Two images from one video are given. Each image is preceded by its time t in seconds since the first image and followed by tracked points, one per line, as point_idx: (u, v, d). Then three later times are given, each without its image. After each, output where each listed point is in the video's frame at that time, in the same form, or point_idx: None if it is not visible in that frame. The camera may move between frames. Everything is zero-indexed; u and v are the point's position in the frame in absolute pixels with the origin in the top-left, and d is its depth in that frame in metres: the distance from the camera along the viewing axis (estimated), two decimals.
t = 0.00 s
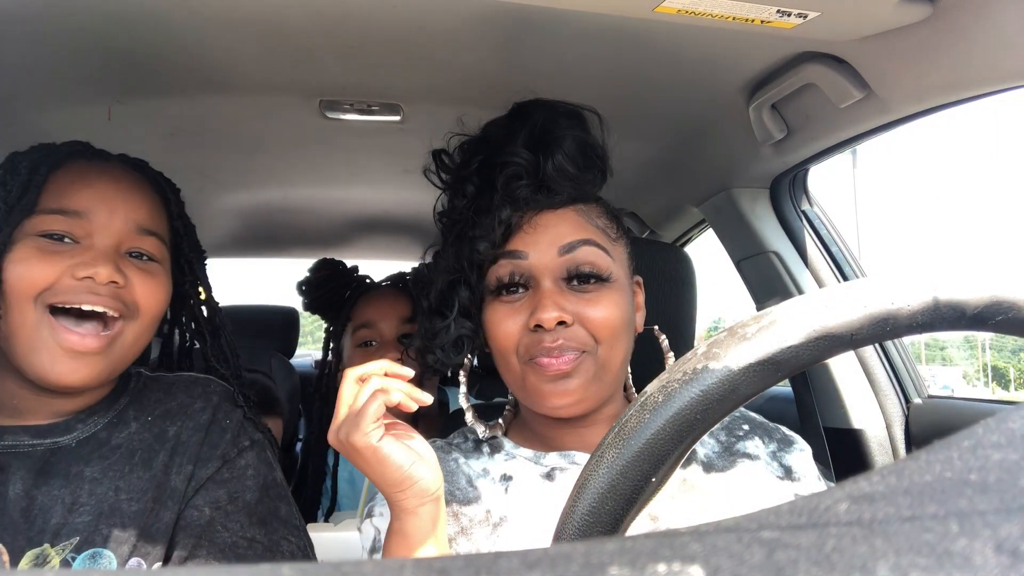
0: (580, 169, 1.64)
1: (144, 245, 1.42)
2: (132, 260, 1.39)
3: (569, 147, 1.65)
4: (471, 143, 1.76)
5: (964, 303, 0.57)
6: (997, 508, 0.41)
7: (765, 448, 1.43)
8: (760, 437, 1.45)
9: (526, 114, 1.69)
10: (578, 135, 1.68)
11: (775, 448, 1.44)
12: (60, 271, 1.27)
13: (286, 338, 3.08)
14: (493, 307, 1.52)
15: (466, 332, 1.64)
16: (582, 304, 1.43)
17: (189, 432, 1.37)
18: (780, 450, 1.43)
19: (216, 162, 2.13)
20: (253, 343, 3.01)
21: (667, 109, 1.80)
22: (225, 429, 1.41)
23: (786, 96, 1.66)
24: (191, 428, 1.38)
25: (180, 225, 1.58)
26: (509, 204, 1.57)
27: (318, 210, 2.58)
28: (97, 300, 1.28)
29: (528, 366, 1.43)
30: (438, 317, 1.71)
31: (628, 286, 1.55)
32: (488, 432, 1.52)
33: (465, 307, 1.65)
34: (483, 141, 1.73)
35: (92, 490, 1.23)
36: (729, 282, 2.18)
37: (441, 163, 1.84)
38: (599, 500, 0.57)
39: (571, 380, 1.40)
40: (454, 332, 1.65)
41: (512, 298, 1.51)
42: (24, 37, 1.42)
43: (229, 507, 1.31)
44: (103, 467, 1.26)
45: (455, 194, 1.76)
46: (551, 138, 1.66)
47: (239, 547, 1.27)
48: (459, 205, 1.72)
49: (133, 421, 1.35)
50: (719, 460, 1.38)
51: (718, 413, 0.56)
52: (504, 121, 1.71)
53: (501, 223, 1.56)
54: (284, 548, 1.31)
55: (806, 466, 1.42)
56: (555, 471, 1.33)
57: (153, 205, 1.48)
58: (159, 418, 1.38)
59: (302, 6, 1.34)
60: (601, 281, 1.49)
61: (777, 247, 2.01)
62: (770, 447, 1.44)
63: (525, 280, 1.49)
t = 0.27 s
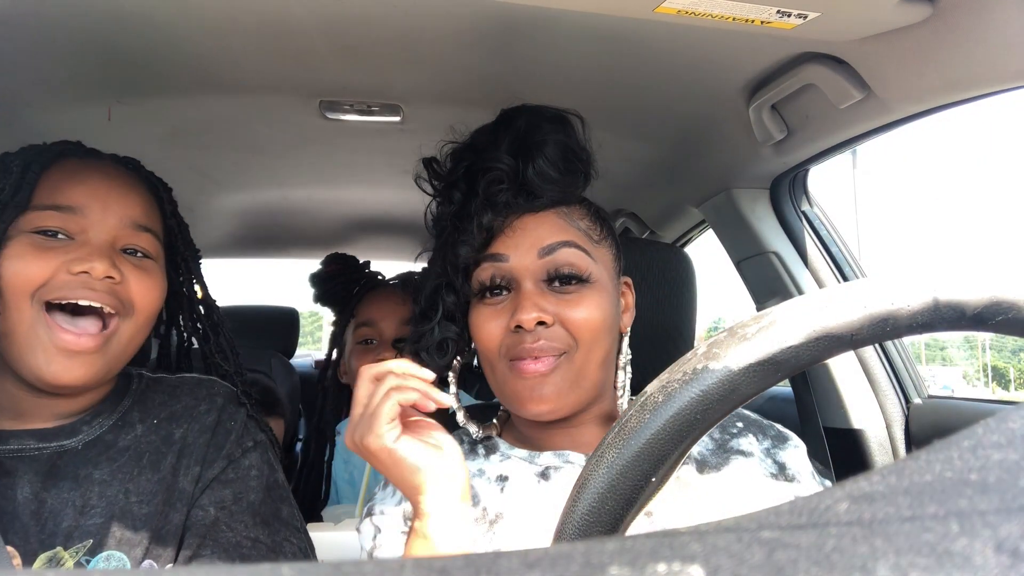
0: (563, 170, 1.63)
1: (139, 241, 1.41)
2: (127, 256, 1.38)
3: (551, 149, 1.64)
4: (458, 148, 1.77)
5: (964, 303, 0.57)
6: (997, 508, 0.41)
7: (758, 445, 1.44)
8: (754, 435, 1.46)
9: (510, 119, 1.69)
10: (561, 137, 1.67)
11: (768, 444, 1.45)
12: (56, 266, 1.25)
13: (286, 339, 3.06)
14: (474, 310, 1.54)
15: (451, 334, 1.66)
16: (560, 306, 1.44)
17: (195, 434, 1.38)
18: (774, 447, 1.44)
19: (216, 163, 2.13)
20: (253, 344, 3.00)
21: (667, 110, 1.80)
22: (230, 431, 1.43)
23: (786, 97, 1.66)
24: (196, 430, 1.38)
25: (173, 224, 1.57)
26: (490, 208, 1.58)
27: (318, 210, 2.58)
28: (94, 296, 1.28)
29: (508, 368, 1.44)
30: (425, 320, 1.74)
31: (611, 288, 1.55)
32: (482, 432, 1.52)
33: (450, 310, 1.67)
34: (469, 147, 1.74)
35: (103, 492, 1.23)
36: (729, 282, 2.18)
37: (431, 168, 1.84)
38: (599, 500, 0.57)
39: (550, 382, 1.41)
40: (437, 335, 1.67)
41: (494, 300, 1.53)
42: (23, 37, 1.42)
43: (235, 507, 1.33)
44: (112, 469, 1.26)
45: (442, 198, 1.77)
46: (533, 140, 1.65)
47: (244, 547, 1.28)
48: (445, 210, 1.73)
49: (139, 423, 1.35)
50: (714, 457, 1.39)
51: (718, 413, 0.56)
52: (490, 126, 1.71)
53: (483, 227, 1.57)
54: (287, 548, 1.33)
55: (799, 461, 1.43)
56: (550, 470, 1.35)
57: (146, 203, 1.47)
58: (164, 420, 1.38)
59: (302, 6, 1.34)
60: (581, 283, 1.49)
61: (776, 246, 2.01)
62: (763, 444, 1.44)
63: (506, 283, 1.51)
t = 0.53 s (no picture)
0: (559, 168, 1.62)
1: (121, 239, 1.40)
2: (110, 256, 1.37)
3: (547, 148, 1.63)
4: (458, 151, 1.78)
5: (964, 303, 0.57)
6: (997, 508, 0.41)
7: (764, 449, 1.46)
8: (759, 438, 1.48)
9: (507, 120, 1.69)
10: (557, 136, 1.66)
11: (773, 448, 1.46)
12: (35, 269, 1.24)
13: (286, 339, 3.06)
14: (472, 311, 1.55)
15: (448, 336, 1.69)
16: (556, 304, 1.44)
17: (184, 436, 1.38)
18: (778, 451, 1.46)
19: (215, 162, 2.13)
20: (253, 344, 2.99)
21: (667, 110, 1.80)
22: (221, 432, 1.42)
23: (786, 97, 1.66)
24: (185, 432, 1.38)
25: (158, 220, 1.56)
26: (485, 209, 1.59)
27: (318, 210, 2.58)
28: (73, 299, 1.26)
29: (506, 366, 1.45)
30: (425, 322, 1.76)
31: (608, 285, 1.54)
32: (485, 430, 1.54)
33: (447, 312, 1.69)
34: (468, 148, 1.74)
35: (90, 497, 1.23)
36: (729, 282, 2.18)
37: (434, 171, 1.84)
38: (599, 500, 0.57)
39: (548, 380, 1.40)
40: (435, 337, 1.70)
41: (491, 300, 1.53)
42: (24, 37, 1.42)
43: (227, 510, 1.33)
44: (99, 474, 1.26)
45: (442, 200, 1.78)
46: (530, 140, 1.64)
47: (237, 550, 1.28)
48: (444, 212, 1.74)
49: (127, 425, 1.35)
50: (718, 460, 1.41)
51: (718, 413, 0.56)
52: (488, 127, 1.71)
53: (478, 228, 1.57)
54: (282, 549, 1.34)
55: (804, 465, 1.45)
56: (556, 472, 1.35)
57: (127, 200, 1.46)
58: (153, 422, 1.38)
59: (302, 6, 1.34)
60: (577, 281, 1.48)
61: (776, 247, 2.01)
62: (769, 447, 1.46)
63: (501, 283, 1.51)
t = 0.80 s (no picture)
0: (568, 165, 1.59)
1: (123, 242, 1.39)
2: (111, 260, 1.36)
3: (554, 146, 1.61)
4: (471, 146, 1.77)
5: (964, 303, 0.57)
6: (997, 508, 0.41)
7: (775, 455, 1.44)
8: (771, 444, 1.46)
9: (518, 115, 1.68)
10: (566, 133, 1.63)
11: (785, 454, 1.45)
12: (35, 276, 1.24)
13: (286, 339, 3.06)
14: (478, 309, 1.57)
15: (452, 334, 1.71)
16: (559, 305, 1.43)
17: (188, 436, 1.37)
18: (790, 457, 1.44)
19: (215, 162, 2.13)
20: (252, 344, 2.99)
21: (667, 110, 1.80)
22: (225, 432, 1.42)
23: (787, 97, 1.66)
24: (190, 432, 1.38)
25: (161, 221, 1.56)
26: (491, 208, 1.59)
27: (318, 210, 2.58)
28: (74, 306, 1.25)
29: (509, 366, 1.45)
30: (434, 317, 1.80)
31: (615, 285, 1.52)
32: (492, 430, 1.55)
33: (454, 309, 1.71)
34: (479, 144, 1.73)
35: (92, 499, 1.23)
36: (729, 282, 2.18)
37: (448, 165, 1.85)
38: (599, 499, 0.57)
39: (551, 381, 1.40)
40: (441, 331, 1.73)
41: (496, 299, 1.54)
42: (24, 37, 1.42)
43: (229, 511, 1.34)
44: (102, 475, 1.26)
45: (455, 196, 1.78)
46: (540, 137, 1.63)
47: (238, 553, 1.30)
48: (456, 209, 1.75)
49: (131, 425, 1.35)
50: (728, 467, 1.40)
51: (718, 413, 0.56)
52: (500, 123, 1.70)
53: (484, 227, 1.58)
54: (285, 550, 1.36)
55: (817, 470, 1.42)
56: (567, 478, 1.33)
57: (128, 202, 1.45)
58: (157, 421, 1.37)
59: (302, 6, 1.34)
60: (582, 281, 1.47)
61: (776, 246, 2.01)
62: (780, 454, 1.45)
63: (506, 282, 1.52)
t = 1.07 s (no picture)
0: (599, 160, 1.57)
1: (121, 244, 1.39)
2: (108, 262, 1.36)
3: (584, 140, 1.59)
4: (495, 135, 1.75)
5: (965, 303, 0.57)
6: (997, 508, 0.41)
7: (793, 465, 1.41)
8: (790, 454, 1.43)
9: (545, 104, 1.65)
10: (596, 125, 1.61)
11: (804, 465, 1.42)
12: (32, 278, 1.24)
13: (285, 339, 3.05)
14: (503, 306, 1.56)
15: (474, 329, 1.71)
16: (589, 305, 1.43)
17: (194, 437, 1.38)
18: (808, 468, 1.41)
19: (215, 162, 2.13)
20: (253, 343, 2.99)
21: (667, 110, 1.80)
22: (231, 432, 1.43)
23: (787, 97, 1.66)
24: (196, 432, 1.39)
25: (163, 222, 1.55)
26: (520, 201, 1.57)
27: (318, 210, 2.58)
28: (69, 309, 1.25)
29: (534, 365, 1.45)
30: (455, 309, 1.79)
31: (643, 284, 1.51)
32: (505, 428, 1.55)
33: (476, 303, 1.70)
34: (504, 134, 1.71)
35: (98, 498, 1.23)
36: (729, 282, 2.18)
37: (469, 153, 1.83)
38: (599, 499, 0.57)
39: (577, 382, 1.40)
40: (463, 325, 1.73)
41: (522, 295, 1.54)
42: (24, 37, 1.42)
43: (233, 512, 1.33)
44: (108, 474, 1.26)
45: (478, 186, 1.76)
46: (569, 129, 1.61)
47: (242, 552, 1.29)
48: (479, 200, 1.73)
49: (138, 425, 1.36)
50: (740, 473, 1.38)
51: (717, 413, 0.56)
52: (526, 112, 1.67)
53: (512, 220, 1.56)
54: (288, 551, 1.34)
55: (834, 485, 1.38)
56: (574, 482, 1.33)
57: (127, 204, 1.45)
58: (164, 422, 1.39)
59: (301, 5, 1.34)
60: (611, 281, 1.47)
61: (776, 246, 2.01)
62: (799, 464, 1.42)
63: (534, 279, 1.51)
